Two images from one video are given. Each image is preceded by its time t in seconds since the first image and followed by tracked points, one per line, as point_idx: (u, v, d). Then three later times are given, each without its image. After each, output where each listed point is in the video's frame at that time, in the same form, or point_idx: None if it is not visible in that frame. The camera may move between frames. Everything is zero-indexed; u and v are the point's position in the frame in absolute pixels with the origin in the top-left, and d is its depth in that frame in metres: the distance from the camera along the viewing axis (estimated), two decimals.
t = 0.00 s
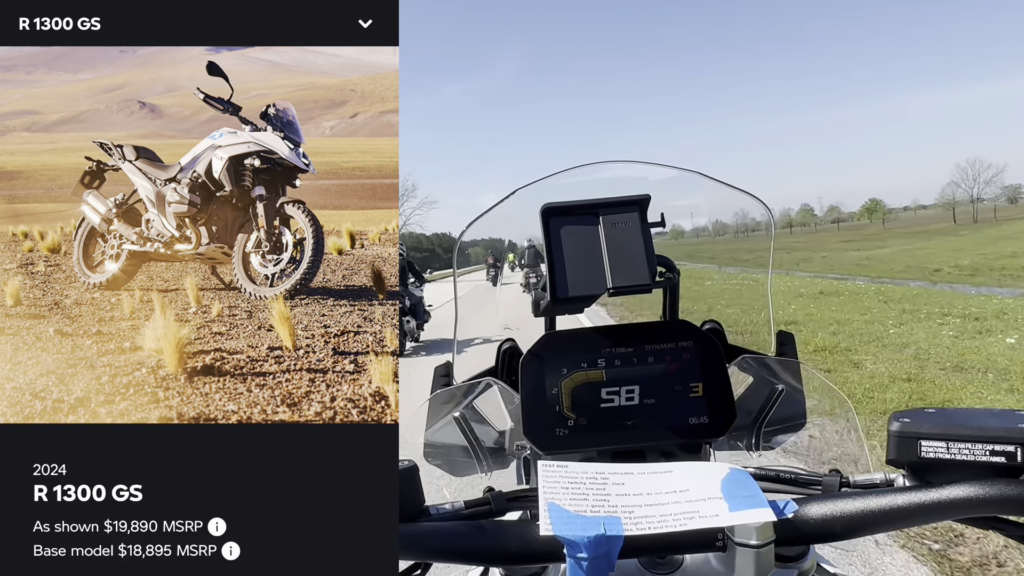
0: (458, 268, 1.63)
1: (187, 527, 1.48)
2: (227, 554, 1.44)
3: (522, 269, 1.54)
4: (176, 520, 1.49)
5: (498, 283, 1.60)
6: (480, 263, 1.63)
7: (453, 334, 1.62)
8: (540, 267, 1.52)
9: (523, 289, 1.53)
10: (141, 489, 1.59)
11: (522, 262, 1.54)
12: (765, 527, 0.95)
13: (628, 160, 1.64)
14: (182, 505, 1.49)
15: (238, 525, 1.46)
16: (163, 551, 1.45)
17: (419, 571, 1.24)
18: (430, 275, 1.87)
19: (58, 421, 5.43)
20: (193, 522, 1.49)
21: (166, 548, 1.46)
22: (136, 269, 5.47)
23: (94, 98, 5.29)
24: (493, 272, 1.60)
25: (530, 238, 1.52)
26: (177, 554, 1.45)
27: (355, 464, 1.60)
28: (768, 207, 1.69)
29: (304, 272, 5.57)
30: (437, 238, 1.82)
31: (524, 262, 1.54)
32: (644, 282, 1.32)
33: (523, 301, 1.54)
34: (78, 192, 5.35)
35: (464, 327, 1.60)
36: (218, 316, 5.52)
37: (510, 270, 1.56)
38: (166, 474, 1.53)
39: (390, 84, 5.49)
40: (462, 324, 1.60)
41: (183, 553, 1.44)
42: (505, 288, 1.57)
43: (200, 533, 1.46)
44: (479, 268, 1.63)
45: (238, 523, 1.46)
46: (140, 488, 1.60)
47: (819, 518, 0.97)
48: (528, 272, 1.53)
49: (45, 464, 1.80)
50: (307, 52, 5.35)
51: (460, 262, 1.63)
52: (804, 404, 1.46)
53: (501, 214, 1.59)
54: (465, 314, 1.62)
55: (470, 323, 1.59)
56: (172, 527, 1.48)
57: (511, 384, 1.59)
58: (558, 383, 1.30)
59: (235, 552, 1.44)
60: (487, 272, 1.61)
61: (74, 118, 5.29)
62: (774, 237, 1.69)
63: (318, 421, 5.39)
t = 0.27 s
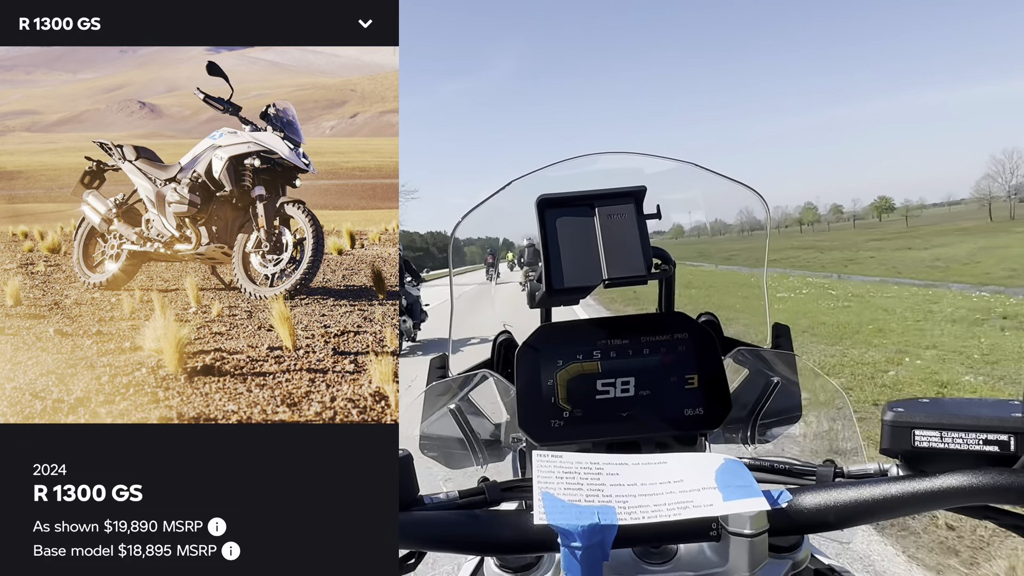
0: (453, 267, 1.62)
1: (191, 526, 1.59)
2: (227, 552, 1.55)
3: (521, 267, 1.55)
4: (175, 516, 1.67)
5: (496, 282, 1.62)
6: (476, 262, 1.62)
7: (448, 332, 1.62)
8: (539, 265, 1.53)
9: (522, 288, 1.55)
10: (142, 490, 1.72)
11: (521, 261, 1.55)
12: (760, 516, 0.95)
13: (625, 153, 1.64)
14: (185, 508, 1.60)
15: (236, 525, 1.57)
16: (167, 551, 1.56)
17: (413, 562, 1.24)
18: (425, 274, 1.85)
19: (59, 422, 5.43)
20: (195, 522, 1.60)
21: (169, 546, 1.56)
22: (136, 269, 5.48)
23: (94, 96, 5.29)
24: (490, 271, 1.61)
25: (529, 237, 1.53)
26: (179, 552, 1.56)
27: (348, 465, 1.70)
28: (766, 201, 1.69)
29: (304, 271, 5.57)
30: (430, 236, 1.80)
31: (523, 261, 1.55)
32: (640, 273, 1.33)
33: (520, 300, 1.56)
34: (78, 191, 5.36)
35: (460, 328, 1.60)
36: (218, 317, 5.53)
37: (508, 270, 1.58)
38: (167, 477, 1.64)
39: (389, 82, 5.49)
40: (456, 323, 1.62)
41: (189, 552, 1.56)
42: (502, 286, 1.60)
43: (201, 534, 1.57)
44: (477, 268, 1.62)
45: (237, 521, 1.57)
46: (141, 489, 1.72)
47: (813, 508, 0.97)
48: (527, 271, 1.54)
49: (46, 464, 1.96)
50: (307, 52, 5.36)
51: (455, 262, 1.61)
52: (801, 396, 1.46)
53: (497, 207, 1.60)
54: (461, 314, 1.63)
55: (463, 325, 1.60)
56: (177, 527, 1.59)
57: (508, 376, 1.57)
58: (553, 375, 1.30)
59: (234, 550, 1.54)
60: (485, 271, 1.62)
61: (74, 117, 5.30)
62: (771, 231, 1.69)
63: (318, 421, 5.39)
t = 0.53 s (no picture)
0: (452, 267, 1.63)
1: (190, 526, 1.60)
2: (227, 551, 1.56)
3: (521, 266, 1.53)
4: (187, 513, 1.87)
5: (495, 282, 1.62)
6: (476, 262, 1.63)
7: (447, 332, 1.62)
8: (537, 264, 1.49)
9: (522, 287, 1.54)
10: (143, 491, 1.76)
11: (521, 260, 1.53)
12: (759, 520, 0.95)
13: (624, 156, 1.64)
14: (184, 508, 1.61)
15: (236, 525, 1.58)
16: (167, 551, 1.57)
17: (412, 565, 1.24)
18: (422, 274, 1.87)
19: (59, 421, 5.43)
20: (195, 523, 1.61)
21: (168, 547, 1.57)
22: (136, 269, 5.48)
23: (94, 97, 5.29)
24: (490, 271, 1.62)
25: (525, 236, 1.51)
26: (179, 552, 1.57)
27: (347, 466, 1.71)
28: (764, 204, 1.69)
29: (304, 272, 5.58)
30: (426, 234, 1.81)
31: (523, 260, 1.53)
32: (639, 277, 1.33)
33: (521, 299, 1.56)
34: (78, 191, 5.37)
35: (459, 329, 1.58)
36: (218, 317, 5.53)
37: (508, 269, 1.57)
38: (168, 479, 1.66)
39: (390, 83, 5.50)
40: (457, 323, 1.60)
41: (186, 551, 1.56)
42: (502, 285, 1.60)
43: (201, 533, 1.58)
44: (476, 268, 1.64)
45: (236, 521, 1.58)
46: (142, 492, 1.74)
47: (812, 512, 0.97)
48: (526, 270, 1.52)
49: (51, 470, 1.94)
50: (307, 52, 5.36)
51: (453, 261, 1.63)
52: (798, 399, 1.47)
53: (495, 209, 1.60)
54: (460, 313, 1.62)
55: (463, 324, 1.59)
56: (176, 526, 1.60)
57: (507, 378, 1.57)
58: (552, 378, 1.31)
59: (234, 550, 1.55)
60: (484, 271, 1.63)
61: (74, 117, 5.30)
62: (770, 234, 1.69)
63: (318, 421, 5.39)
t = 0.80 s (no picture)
0: (447, 267, 1.65)
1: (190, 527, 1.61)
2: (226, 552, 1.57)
3: (520, 266, 1.53)
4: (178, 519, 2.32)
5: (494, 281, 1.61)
6: (476, 260, 1.61)
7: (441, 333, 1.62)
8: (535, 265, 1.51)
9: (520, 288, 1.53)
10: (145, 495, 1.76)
11: (519, 260, 1.53)
12: (749, 524, 0.95)
13: (618, 158, 1.65)
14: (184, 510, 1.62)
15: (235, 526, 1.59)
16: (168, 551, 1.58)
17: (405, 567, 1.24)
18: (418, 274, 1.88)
19: (59, 421, 5.44)
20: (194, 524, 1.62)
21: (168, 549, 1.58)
22: (136, 269, 5.49)
23: (94, 97, 5.30)
24: (488, 270, 1.60)
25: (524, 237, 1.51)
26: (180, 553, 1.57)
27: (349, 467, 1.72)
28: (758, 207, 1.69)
29: (304, 272, 5.56)
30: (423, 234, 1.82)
31: (522, 261, 1.53)
32: (632, 279, 1.33)
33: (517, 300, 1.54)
34: (78, 192, 5.37)
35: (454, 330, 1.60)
36: (218, 317, 5.53)
37: (507, 269, 1.56)
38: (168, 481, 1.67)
39: (390, 83, 5.50)
40: (451, 326, 1.61)
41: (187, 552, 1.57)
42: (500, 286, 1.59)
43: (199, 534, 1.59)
44: (475, 267, 1.61)
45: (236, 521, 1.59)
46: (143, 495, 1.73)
47: (802, 515, 0.97)
48: (526, 269, 1.52)
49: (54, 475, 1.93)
50: (307, 52, 5.38)
51: (447, 262, 1.64)
52: (792, 402, 1.46)
53: (490, 211, 1.60)
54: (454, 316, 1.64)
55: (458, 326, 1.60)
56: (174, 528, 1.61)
57: (500, 381, 1.58)
58: (546, 380, 1.31)
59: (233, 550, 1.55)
60: (483, 270, 1.61)
61: (74, 117, 5.30)
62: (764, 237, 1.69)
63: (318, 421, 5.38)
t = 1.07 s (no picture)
0: (446, 268, 1.64)
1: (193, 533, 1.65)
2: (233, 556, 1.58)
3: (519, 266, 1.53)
4: (171, 522, 2.80)
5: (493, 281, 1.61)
6: (474, 261, 1.62)
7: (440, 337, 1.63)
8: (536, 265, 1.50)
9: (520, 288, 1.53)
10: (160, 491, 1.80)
11: (519, 260, 1.53)
12: (743, 527, 0.96)
13: (616, 161, 1.65)
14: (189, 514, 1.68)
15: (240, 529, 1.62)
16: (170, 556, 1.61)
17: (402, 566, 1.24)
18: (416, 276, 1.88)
19: (58, 421, 5.45)
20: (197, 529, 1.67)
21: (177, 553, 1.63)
22: (136, 269, 5.50)
23: (94, 97, 5.30)
24: (487, 270, 1.60)
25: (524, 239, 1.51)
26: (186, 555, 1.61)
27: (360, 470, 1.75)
28: (756, 209, 1.70)
29: (304, 272, 5.56)
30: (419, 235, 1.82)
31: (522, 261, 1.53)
32: (630, 282, 1.33)
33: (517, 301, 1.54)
34: (79, 192, 5.38)
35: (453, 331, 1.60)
36: (218, 317, 5.53)
37: (506, 269, 1.57)
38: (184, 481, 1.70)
39: (390, 84, 5.50)
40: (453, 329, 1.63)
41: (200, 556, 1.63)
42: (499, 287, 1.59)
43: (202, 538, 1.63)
44: (474, 267, 1.62)
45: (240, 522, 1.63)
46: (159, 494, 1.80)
47: (796, 520, 0.98)
48: (526, 270, 1.52)
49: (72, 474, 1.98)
50: (307, 52, 5.40)
51: (446, 262, 1.63)
52: (786, 406, 1.47)
53: (488, 212, 1.60)
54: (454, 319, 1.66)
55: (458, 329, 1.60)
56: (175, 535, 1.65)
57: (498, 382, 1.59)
58: (544, 381, 1.32)
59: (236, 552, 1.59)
60: (482, 270, 1.61)
61: (75, 118, 5.31)
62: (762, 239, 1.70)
63: (317, 421, 5.38)
